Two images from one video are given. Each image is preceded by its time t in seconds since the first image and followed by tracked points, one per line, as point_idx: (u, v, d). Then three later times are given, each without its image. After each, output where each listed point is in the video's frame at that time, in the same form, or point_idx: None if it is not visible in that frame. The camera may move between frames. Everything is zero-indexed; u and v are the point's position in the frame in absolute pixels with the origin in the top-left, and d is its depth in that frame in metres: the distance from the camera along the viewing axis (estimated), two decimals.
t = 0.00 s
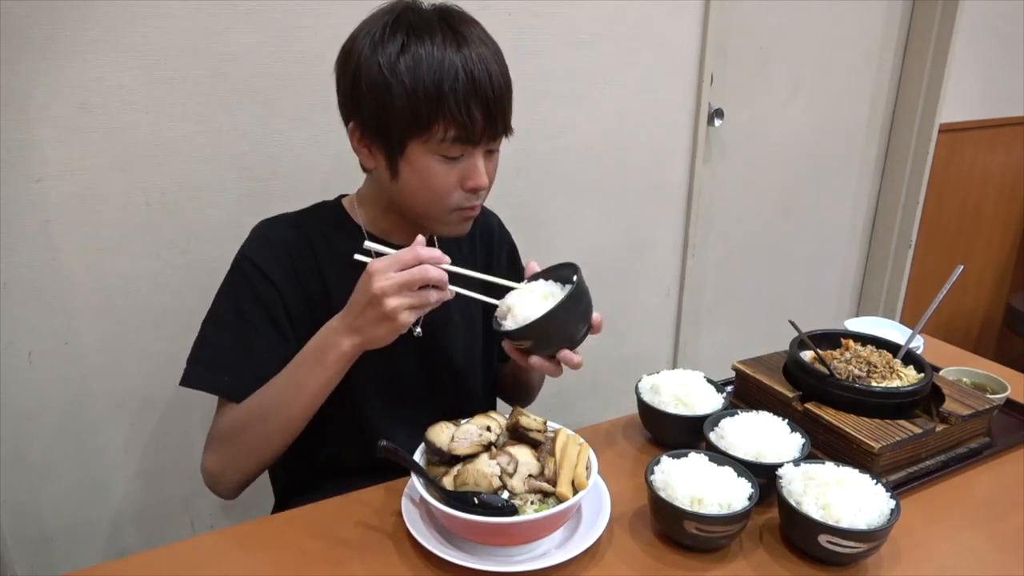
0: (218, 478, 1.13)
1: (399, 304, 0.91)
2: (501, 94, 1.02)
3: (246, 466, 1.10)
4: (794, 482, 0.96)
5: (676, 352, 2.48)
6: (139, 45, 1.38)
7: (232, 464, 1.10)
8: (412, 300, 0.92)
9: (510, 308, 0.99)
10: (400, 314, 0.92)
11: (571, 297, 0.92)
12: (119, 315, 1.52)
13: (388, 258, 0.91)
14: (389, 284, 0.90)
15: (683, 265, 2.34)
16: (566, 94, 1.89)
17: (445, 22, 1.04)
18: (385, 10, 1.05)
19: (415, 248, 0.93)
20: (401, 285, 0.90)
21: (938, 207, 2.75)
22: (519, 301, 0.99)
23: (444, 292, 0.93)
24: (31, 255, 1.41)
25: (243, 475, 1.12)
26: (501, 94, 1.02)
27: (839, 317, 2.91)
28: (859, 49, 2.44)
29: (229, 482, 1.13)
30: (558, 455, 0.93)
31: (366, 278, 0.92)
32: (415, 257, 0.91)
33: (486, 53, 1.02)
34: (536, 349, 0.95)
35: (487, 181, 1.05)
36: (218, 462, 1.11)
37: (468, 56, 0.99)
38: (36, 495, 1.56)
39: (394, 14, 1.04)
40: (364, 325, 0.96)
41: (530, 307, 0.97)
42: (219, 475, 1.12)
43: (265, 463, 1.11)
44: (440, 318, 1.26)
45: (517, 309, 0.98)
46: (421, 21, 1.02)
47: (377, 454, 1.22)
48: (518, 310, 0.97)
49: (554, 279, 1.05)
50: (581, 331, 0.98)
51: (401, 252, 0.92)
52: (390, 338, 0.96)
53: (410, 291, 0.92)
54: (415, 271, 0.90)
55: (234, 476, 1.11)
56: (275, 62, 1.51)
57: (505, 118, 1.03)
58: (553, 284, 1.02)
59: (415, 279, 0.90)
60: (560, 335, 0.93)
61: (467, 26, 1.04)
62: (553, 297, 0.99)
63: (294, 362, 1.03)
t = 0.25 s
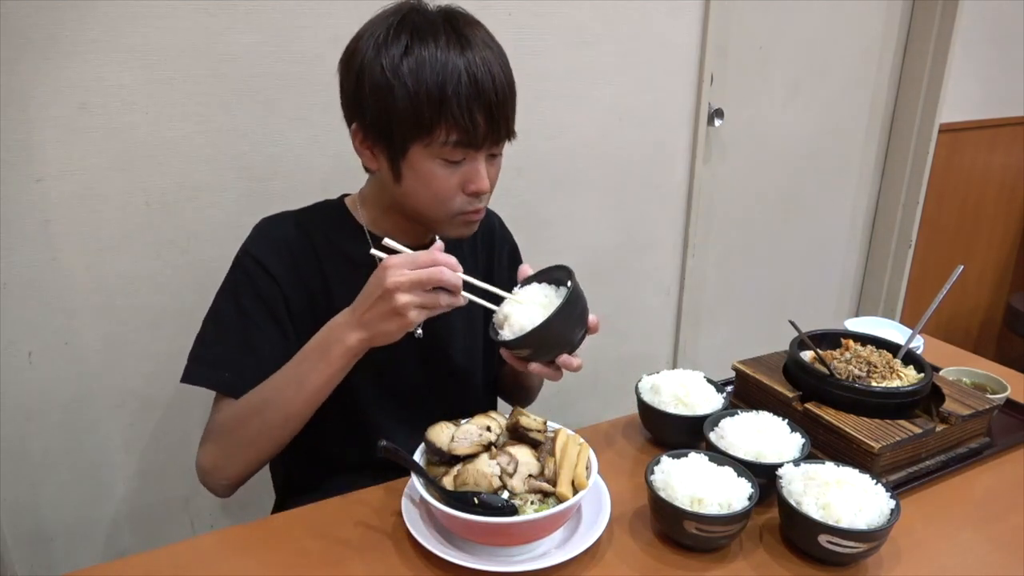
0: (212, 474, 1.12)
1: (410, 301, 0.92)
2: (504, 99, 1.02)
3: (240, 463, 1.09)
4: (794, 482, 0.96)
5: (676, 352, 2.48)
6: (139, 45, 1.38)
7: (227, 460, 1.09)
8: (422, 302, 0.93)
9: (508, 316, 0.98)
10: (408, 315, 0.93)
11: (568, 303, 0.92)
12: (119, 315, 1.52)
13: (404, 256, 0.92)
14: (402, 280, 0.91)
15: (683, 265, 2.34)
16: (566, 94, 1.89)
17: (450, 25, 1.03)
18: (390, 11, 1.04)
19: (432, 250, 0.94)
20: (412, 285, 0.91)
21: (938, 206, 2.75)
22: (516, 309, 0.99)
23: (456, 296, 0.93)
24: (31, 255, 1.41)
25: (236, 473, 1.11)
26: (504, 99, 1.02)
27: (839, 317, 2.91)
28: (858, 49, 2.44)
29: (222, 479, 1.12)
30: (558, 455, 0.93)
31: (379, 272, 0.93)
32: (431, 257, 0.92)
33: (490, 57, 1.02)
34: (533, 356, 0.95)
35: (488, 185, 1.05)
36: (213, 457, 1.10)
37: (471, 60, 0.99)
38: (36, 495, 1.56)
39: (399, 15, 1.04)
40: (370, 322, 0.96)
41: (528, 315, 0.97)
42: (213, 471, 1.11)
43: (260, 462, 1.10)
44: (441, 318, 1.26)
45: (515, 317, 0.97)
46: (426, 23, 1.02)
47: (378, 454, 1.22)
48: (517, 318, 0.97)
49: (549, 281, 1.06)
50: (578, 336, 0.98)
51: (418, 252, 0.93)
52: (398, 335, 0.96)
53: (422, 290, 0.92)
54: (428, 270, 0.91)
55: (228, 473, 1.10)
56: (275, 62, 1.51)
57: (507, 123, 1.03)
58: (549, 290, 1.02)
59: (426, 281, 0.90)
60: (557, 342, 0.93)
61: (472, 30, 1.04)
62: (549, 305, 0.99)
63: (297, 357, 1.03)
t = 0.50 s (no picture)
0: (218, 477, 1.11)
1: (429, 320, 0.92)
2: (506, 102, 1.02)
3: (251, 467, 1.09)
4: (793, 482, 0.96)
5: (676, 352, 2.48)
6: (140, 46, 1.38)
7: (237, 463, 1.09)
8: (440, 319, 0.93)
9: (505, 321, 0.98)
10: (427, 332, 0.93)
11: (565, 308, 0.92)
12: (119, 315, 1.52)
13: (422, 274, 0.92)
14: (422, 300, 0.91)
15: (683, 265, 2.34)
16: (566, 94, 1.89)
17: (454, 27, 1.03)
18: (394, 12, 1.05)
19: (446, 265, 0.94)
20: (433, 303, 0.91)
21: (939, 207, 2.75)
22: (514, 314, 0.98)
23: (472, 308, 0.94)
24: (31, 255, 1.41)
25: (244, 475, 1.10)
26: (506, 102, 1.02)
27: (839, 317, 2.91)
28: (859, 49, 2.44)
29: (230, 482, 1.11)
30: (558, 455, 0.93)
31: (397, 290, 0.92)
32: (448, 275, 0.92)
33: (493, 59, 1.01)
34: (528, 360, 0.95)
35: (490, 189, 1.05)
36: (221, 460, 1.10)
37: (474, 62, 0.99)
38: (36, 495, 1.56)
39: (403, 16, 1.04)
40: (388, 334, 0.96)
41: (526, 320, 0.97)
42: (220, 474, 1.10)
43: (271, 465, 1.11)
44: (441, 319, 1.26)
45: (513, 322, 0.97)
46: (429, 25, 1.02)
47: (377, 454, 1.22)
48: (514, 322, 0.97)
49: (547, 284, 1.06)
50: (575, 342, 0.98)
51: (434, 269, 0.93)
52: (413, 349, 0.96)
53: (440, 307, 0.93)
54: (447, 290, 0.91)
55: (235, 475, 1.10)
56: (275, 62, 1.51)
57: (510, 126, 1.03)
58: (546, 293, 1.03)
59: (447, 298, 0.91)
60: (553, 346, 0.93)
61: (476, 32, 1.03)
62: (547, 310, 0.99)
63: (313, 364, 1.03)
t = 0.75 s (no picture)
0: (220, 478, 1.11)
1: (440, 350, 0.93)
2: (509, 100, 1.02)
3: (256, 470, 1.09)
4: (793, 482, 0.96)
5: (676, 352, 2.48)
6: (140, 46, 1.38)
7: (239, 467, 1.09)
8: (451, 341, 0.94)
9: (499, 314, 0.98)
10: (437, 357, 0.94)
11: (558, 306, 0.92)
12: (119, 315, 1.52)
13: (432, 304, 0.91)
14: (434, 336, 0.91)
15: (683, 265, 2.34)
16: (566, 93, 1.89)
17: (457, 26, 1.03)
18: (396, 11, 1.04)
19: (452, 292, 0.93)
20: (445, 331, 0.92)
21: (939, 207, 2.75)
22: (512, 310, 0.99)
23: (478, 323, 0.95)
24: (31, 255, 1.41)
25: (246, 478, 1.10)
26: (509, 101, 1.01)
27: (839, 317, 2.91)
28: (859, 49, 2.44)
29: (230, 484, 1.11)
30: (558, 455, 0.93)
31: (408, 322, 0.91)
32: (456, 305, 0.92)
33: (495, 59, 1.01)
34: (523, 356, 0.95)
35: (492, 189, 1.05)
36: (222, 463, 1.09)
37: (477, 61, 0.99)
38: (36, 494, 1.56)
39: (405, 16, 1.04)
40: (396, 353, 0.96)
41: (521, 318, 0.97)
42: (222, 475, 1.10)
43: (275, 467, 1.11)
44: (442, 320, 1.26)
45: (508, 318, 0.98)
46: (432, 24, 1.02)
47: (377, 454, 1.22)
48: (511, 319, 0.97)
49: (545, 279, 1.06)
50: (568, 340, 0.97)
51: (441, 299, 0.91)
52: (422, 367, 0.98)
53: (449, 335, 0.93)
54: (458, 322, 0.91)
55: (237, 478, 1.10)
56: (275, 61, 1.50)
57: (512, 125, 1.03)
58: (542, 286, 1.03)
59: (459, 323, 0.92)
60: (547, 343, 0.93)
61: (478, 31, 1.03)
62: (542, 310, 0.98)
63: (319, 375, 1.02)
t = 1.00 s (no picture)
0: (225, 479, 1.12)
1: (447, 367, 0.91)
2: (510, 94, 1.01)
3: (263, 472, 1.11)
4: (793, 481, 0.96)
5: (676, 352, 2.48)
6: (140, 46, 1.38)
7: (245, 472, 1.11)
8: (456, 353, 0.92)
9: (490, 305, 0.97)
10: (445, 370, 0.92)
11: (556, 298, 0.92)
12: (119, 315, 1.52)
13: (429, 332, 0.87)
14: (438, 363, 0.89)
15: (683, 265, 2.34)
16: (566, 93, 1.89)
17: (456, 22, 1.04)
18: (398, 8, 1.05)
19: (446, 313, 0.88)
20: (448, 351, 0.89)
21: (938, 207, 2.75)
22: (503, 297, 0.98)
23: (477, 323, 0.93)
24: (30, 255, 1.41)
25: (253, 480, 1.12)
26: (510, 94, 1.01)
27: (839, 317, 2.91)
28: (858, 49, 2.44)
29: (236, 486, 1.13)
30: (558, 455, 0.93)
31: (410, 353, 0.89)
32: (453, 327, 0.88)
33: (497, 54, 1.01)
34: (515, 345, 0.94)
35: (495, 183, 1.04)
36: (229, 467, 1.11)
37: (477, 55, 0.99)
38: (36, 495, 1.56)
39: (406, 12, 1.04)
40: (401, 370, 0.95)
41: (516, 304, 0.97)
42: (229, 476, 1.12)
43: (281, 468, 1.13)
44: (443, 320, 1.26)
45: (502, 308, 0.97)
46: (432, 20, 1.02)
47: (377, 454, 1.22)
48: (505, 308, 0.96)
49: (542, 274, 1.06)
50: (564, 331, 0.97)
51: (435, 325, 0.87)
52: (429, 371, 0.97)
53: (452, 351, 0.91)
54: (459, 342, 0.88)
55: (242, 480, 1.12)
56: (275, 62, 1.50)
57: (513, 119, 1.03)
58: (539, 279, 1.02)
59: (460, 341, 0.89)
60: (541, 333, 0.93)
61: (478, 27, 1.03)
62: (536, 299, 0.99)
63: (322, 389, 1.02)
